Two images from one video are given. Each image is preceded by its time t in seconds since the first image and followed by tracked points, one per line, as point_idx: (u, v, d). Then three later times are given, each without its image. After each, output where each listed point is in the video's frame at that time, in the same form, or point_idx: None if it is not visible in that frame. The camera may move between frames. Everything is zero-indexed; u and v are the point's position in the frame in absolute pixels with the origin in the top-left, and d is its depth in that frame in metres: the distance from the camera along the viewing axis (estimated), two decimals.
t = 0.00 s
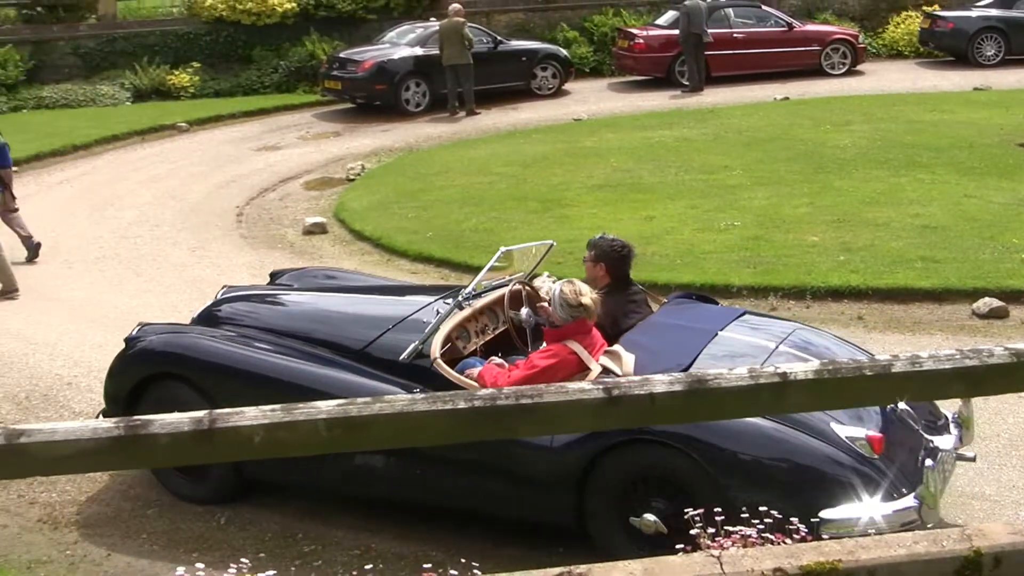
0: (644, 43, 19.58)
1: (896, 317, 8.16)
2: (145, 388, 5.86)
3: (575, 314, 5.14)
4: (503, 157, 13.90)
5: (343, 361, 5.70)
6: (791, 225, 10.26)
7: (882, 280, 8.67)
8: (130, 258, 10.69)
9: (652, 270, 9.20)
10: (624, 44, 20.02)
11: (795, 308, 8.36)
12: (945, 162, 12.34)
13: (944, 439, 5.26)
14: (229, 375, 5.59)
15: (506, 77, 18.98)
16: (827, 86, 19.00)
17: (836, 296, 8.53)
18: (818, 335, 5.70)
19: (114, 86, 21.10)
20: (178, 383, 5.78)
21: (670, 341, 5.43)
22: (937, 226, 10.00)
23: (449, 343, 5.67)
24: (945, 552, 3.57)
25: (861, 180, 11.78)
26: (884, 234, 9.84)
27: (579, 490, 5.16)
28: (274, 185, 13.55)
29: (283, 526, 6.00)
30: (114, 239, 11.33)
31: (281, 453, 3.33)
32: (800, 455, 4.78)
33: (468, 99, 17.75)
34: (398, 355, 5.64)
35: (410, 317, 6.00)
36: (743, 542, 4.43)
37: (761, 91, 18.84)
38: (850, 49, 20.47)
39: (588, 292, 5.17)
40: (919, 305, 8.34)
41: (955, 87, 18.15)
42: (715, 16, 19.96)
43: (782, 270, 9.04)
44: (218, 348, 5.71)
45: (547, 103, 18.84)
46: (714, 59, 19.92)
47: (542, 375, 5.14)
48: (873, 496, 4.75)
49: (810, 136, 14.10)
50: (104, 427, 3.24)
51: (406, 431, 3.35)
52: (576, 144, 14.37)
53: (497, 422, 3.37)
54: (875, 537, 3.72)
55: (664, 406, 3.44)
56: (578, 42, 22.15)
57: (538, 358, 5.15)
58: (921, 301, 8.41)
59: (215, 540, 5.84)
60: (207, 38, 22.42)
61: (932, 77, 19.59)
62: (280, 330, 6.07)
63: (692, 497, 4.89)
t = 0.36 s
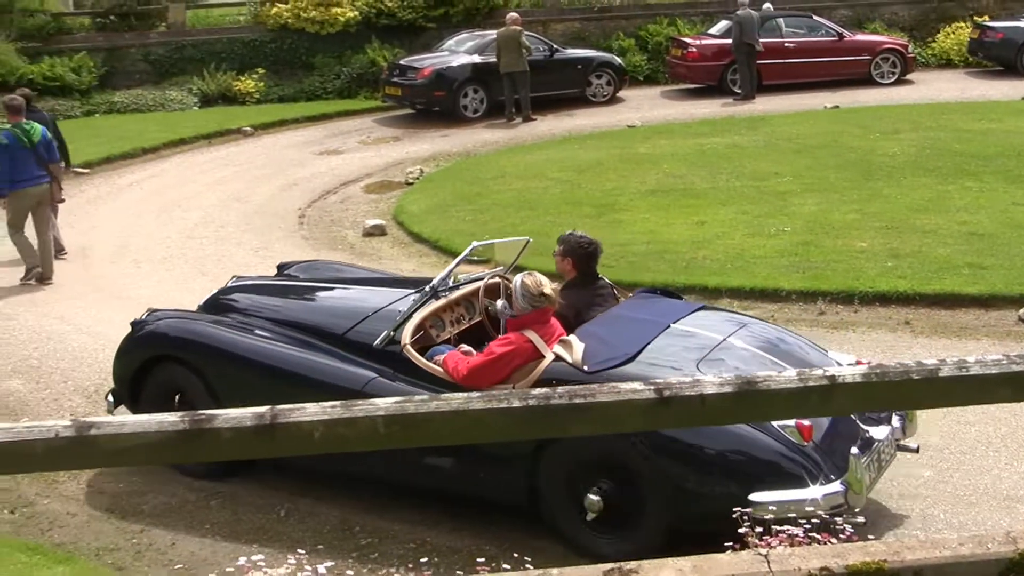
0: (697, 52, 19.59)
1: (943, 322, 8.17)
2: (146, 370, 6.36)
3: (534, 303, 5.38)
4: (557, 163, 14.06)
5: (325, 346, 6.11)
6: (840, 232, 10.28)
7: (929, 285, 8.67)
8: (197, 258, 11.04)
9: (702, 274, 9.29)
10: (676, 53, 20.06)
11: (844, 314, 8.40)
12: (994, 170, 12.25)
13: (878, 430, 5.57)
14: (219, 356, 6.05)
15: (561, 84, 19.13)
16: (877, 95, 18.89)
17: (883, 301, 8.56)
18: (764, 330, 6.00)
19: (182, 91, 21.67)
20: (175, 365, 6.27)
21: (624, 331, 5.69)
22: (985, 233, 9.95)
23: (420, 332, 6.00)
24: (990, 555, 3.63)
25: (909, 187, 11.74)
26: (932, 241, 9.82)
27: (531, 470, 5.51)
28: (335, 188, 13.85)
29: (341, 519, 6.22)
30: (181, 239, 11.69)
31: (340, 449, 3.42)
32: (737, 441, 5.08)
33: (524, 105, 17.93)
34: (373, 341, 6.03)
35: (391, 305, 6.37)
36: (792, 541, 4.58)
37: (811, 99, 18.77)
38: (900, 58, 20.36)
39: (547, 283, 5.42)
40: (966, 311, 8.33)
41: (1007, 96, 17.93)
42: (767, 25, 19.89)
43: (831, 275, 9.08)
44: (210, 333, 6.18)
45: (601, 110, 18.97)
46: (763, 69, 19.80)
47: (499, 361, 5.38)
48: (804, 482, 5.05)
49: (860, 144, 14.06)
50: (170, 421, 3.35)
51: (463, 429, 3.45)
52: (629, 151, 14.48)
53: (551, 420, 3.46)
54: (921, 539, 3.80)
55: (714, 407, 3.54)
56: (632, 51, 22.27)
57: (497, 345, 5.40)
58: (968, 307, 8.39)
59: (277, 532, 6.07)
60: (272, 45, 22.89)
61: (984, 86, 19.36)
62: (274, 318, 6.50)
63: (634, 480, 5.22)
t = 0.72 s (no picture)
0: (745, 57, 19.63)
1: (986, 324, 8.17)
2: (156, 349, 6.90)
3: (501, 290, 5.67)
4: (606, 165, 14.19)
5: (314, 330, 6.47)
6: (884, 234, 10.28)
7: (973, 288, 8.67)
8: (257, 254, 11.36)
9: (748, 275, 9.38)
10: (726, 58, 20.10)
11: (887, 315, 8.44)
12: None
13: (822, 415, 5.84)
14: (218, 338, 6.54)
15: (611, 88, 19.23)
16: (924, 100, 18.75)
17: (926, 303, 8.58)
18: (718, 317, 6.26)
19: (244, 94, 22.18)
20: (180, 344, 6.80)
21: (586, 320, 5.97)
22: None
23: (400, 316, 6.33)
24: None
25: (953, 191, 11.70)
26: (977, 244, 9.80)
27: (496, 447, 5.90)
28: (391, 187, 14.12)
29: (393, 510, 6.40)
30: (241, 236, 12.03)
31: (393, 443, 3.47)
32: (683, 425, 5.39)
33: (574, 109, 18.05)
34: (357, 324, 6.33)
35: (380, 289, 6.68)
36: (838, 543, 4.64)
37: (857, 104, 18.68)
38: (945, 64, 20.23)
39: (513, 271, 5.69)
40: (1009, 314, 8.32)
41: None
42: (814, 31, 19.88)
43: (875, 277, 9.12)
44: (210, 316, 6.67)
45: (651, 114, 19.06)
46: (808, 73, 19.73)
47: (467, 345, 5.68)
48: (745, 465, 5.37)
49: (906, 148, 14.00)
50: (229, 413, 3.39)
51: (512, 425, 3.47)
52: (678, 153, 14.56)
53: (600, 416, 3.48)
54: (964, 538, 3.79)
55: (760, 404, 3.55)
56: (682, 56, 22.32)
57: (465, 329, 5.70)
58: (1011, 310, 8.38)
59: (330, 521, 6.27)
60: (331, 49, 23.26)
61: None
62: (275, 300, 6.87)
63: (586, 456, 5.59)
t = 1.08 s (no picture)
0: (788, 65, 19.59)
1: None
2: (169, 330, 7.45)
3: (476, 280, 6.21)
4: (651, 169, 14.29)
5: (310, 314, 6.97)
6: (925, 239, 10.29)
7: (1012, 293, 8.68)
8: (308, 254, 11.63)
9: (791, 278, 9.46)
10: (769, 66, 20.06)
11: (927, 319, 8.48)
12: None
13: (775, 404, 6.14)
14: (223, 319, 7.07)
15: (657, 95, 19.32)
16: (965, 108, 18.61)
17: (965, 307, 8.61)
18: (683, 313, 6.63)
19: (299, 98, 22.59)
20: (190, 326, 7.35)
21: (557, 310, 6.43)
22: None
23: (389, 302, 6.79)
24: None
25: (994, 198, 11.65)
26: (1017, 250, 9.78)
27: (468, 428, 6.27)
28: (442, 190, 14.35)
29: (441, 504, 6.56)
30: (295, 236, 12.32)
31: (443, 437, 3.61)
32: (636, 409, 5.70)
33: (621, 114, 18.14)
34: (348, 310, 6.82)
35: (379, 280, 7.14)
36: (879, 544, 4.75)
37: (899, 111, 18.59)
38: (986, 73, 20.04)
39: (487, 262, 6.22)
40: None
41: None
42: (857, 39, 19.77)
43: (914, 281, 9.16)
44: (217, 300, 7.19)
45: (696, 119, 19.12)
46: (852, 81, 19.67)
47: (444, 330, 6.20)
48: (694, 447, 5.67)
49: (948, 155, 13.95)
50: (282, 408, 3.58)
51: (556, 420, 3.60)
52: (722, 159, 14.62)
53: (643, 415, 3.61)
54: (1002, 538, 3.87)
55: (801, 405, 3.65)
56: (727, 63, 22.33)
57: (443, 315, 6.23)
58: None
59: (378, 514, 6.47)
60: (384, 54, 23.67)
61: None
62: (281, 286, 7.35)
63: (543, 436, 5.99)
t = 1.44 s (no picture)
0: (823, 71, 19.60)
1: None
2: (182, 316, 7.90)
3: (453, 271, 6.62)
4: (687, 173, 14.40)
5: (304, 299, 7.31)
6: (956, 243, 10.33)
7: None
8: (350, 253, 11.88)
9: (825, 281, 9.54)
10: (804, 71, 20.07)
11: (958, 322, 8.53)
12: None
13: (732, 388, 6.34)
14: (229, 306, 7.46)
15: (693, 101, 19.39)
16: (998, 115, 18.52)
17: (997, 310, 8.64)
18: (649, 305, 6.91)
19: (345, 102, 22.95)
20: (200, 312, 7.79)
21: (528, 299, 6.75)
22: None
23: (381, 291, 7.19)
24: None
25: None
26: None
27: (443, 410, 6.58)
28: (482, 192, 14.55)
29: (481, 497, 6.66)
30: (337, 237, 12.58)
31: (484, 434, 3.69)
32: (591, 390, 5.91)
33: (658, 119, 18.22)
34: (342, 297, 7.16)
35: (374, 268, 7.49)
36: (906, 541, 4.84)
37: (933, 117, 18.54)
38: (1019, 79, 19.96)
39: (462, 253, 6.64)
40: None
41: None
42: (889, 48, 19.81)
43: (947, 284, 9.20)
44: (222, 288, 7.60)
45: (732, 125, 19.18)
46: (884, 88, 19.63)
47: (423, 317, 6.60)
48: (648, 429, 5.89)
49: (981, 160, 13.93)
50: (327, 403, 3.65)
51: (596, 417, 3.68)
52: (758, 163, 14.69)
53: (678, 413, 3.68)
54: None
55: (834, 405, 3.70)
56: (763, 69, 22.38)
57: (423, 304, 6.62)
58: None
59: (417, 507, 6.60)
60: (428, 60, 23.96)
61: None
62: (287, 275, 7.71)
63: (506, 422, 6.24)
